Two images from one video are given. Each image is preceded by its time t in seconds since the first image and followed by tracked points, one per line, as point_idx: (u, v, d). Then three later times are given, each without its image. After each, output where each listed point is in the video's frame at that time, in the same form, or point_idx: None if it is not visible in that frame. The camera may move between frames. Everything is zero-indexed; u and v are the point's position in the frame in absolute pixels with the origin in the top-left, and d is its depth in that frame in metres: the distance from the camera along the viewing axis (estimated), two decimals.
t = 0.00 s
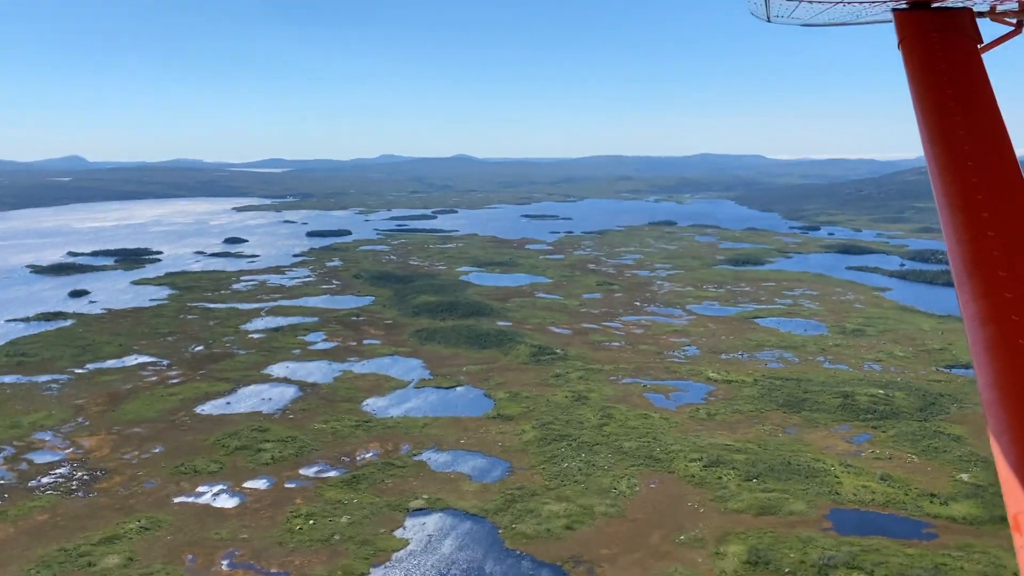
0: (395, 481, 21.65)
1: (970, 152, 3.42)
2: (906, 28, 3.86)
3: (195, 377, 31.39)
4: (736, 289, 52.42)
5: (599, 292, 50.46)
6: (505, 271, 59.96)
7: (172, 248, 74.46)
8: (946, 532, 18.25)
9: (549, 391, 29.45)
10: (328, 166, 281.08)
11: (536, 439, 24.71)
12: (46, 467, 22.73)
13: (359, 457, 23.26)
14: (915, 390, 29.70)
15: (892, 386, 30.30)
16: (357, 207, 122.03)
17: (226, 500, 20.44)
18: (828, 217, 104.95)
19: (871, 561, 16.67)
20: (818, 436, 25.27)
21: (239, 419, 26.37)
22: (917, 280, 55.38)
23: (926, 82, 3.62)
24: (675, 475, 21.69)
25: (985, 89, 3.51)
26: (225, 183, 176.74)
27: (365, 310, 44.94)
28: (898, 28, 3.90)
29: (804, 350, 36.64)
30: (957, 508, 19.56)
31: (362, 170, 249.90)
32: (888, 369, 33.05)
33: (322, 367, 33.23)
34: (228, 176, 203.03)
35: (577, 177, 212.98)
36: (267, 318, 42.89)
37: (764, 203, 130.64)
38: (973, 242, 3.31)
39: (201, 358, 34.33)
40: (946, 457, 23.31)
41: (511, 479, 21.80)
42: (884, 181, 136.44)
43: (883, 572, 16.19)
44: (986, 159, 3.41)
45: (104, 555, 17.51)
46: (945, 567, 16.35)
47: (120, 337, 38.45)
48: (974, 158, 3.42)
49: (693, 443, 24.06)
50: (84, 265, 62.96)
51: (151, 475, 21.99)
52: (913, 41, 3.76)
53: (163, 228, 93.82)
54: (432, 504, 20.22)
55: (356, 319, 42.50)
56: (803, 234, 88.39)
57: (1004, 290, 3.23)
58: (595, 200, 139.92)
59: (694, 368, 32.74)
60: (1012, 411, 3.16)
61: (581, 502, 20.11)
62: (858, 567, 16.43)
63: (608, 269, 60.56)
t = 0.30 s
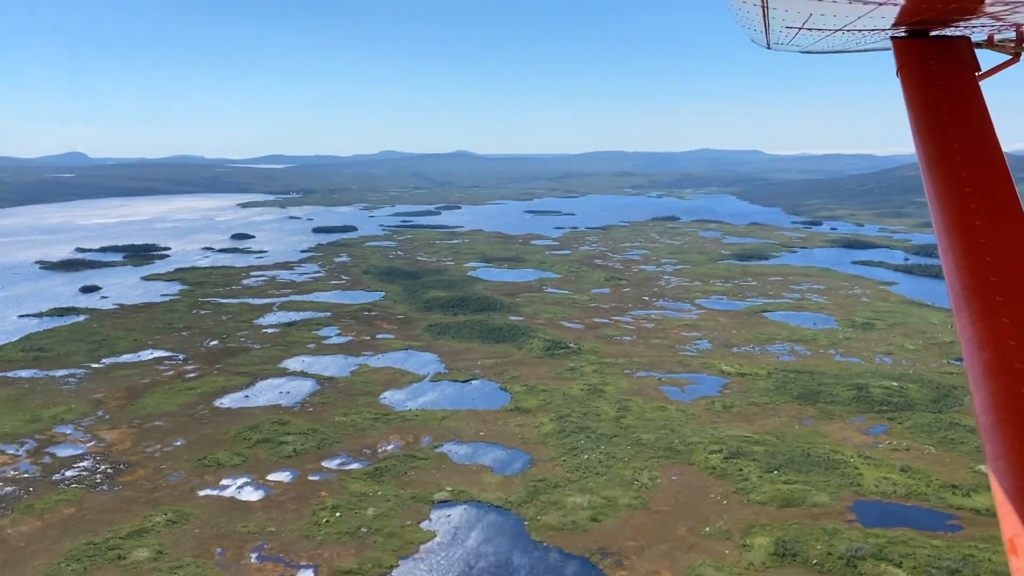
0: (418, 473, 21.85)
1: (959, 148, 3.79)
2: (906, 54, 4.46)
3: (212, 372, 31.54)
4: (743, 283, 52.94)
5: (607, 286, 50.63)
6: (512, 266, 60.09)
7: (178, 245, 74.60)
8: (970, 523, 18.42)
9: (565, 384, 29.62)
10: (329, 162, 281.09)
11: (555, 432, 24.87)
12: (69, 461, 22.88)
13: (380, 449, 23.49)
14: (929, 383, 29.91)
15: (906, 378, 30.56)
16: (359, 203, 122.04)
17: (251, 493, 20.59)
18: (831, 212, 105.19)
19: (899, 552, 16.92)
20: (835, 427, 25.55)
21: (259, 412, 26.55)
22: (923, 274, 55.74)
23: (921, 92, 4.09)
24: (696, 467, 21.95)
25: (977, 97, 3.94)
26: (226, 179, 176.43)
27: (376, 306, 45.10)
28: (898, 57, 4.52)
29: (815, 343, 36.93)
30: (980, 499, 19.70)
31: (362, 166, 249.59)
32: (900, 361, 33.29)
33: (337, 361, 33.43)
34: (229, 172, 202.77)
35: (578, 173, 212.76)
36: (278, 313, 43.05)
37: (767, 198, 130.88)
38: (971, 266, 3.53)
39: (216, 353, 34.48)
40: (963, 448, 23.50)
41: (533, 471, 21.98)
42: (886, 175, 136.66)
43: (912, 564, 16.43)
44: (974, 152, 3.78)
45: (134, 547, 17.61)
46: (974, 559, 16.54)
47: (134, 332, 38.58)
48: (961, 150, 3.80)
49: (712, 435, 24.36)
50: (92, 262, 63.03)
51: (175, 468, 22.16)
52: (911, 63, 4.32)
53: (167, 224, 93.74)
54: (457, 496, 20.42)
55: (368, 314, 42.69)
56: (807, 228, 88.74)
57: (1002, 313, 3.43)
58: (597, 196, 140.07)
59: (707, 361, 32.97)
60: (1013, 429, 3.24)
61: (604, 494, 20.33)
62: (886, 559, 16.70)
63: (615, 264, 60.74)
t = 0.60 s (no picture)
0: (440, 466, 21.72)
1: (958, 140, 3.65)
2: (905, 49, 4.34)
3: (225, 365, 31.35)
4: (752, 275, 52.96)
5: (617, 278, 50.54)
6: (519, 258, 59.94)
7: (182, 237, 74.22)
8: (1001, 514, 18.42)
9: (581, 376, 29.47)
10: (327, 155, 280.11)
11: (575, 424, 24.71)
12: (89, 455, 22.73)
13: (401, 442, 23.36)
14: (946, 374, 29.90)
15: (922, 369, 30.57)
16: (361, 195, 121.64)
17: (274, 487, 20.44)
18: (835, 203, 105.29)
19: (931, 544, 17.02)
20: (856, 419, 25.60)
21: (276, 405, 26.41)
22: (931, 265, 55.82)
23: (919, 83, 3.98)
24: (721, 460, 22.01)
25: (975, 85, 3.80)
26: (226, 172, 175.52)
27: (385, 298, 44.90)
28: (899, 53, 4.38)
29: (829, 335, 36.97)
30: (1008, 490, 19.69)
31: (361, 158, 248.86)
32: (915, 353, 33.30)
33: (350, 354, 33.30)
34: (229, 164, 201.88)
35: (578, 164, 212.15)
36: (288, 305, 42.88)
37: (769, 190, 130.98)
38: (973, 268, 3.41)
39: (228, 346, 34.29)
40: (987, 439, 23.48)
41: (556, 464, 21.82)
42: (888, 167, 136.91)
43: (946, 556, 16.53)
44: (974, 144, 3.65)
45: (161, 542, 17.49)
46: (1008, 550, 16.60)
47: (144, 326, 38.38)
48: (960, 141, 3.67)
49: (734, 427, 24.42)
50: (97, 255, 62.75)
51: (196, 461, 22.01)
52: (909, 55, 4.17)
53: (169, 217, 93.36)
54: (481, 489, 20.26)
55: (378, 307, 42.55)
56: (811, 220, 88.86)
57: (1005, 317, 3.30)
58: (598, 187, 139.85)
59: (723, 353, 32.95)
60: (1014, 433, 3.14)
61: (629, 486, 20.28)
62: (919, 551, 16.81)
63: (622, 255, 60.64)
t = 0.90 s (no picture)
0: (466, 459, 21.56)
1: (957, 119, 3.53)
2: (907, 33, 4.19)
3: (242, 358, 31.22)
4: (763, 265, 52.87)
5: (629, 269, 50.34)
6: (529, 249, 59.70)
7: (189, 230, 73.91)
8: None
9: (601, 368, 29.35)
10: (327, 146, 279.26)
11: (599, 417, 24.56)
12: (113, 449, 22.66)
13: (425, 435, 23.24)
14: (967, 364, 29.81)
15: (943, 359, 30.51)
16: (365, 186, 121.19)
17: (301, 481, 20.34)
18: (841, 193, 105.08)
19: (969, 537, 17.17)
20: (880, 410, 25.60)
21: (296, 398, 26.28)
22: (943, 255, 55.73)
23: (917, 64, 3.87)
24: (749, 452, 22.08)
25: (976, 70, 3.69)
26: (227, 164, 174.85)
27: (397, 290, 44.74)
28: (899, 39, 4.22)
29: (846, 325, 36.97)
30: None
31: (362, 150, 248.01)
32: (934, 343, 33.23)
33: (366, 347, 33.17)
34: (231, 156, 201.29)
35: (581, 155, 211.66)
36: (300, 298, 42.70)
37: (774, 180, 130.69)
38: (973, 253, 3.31)
39: (244, 339, 34.11)
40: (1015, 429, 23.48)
41: (583, 457, 21.68)
42: (893, 156, 136.57)
43: (985, 549, 16.69)
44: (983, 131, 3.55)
45: (192, 537, 17.41)
46: None
47: (158, 319, 38.22)
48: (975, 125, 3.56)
49: (760, 419, 24.51)
50: (104, 248, 62.52)
51: (220, 455, 21.88)
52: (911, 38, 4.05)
53: (173, 210, 92.98)
54: (510, 483, 20.13)
55: (391, 299, 42.38)
56: (818, 210, 88.64)
57: (1006, 305, 3.21)
58: (602, 178, 139.42)
59: (741, 344, 32.96)
60: (1017, 419, 3.10)
61: (659, 480, 20.26)
62: (958, 544, 16.93)
63: (632, 246, 60.44)
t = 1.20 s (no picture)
0: (497, 454, 21.42)
1: (966, 111, 4.00)
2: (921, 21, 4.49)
3: (264, 353, 31.15)
4: (780, 257, 52.64)
5: (645, 261, 50.09)
6: (542, 241, 59.51)
7: (200, 224, 73.82)
8: None
9: (626, 361, 29.20)
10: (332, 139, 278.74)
11: (627, 411, 24.40)
12: (142, 445, 22.64)
13: (453, 430, 23.15)
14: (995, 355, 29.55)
15: (969, 350, 30.28)
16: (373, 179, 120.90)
17: (332, 476, 20.27)
18: (853, 183, 104.46)
19: (1012, 530, 16.99)
20: (910, 402, 25.40)
21: (322, 393, 26.25)
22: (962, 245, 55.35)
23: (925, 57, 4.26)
24: (782, 446, 22.01)
25: (981, 62, 4.10)
26: (233, 158, 174.66)
27: (414, 283, 44.63)
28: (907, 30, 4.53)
29: (869, 317, 36.77)
30: None
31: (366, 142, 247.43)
32: (959, 334, 33.00)
33: (387, 341, 33.10)
34: (237, 150, 200.93)
35: (588, 147, 210.74)
36: (317, 292, 42.62)
37: (784, 170, 129.96)
38: (979, 228, 3.82)
39: (264, 333, 34.08)
40: None
41: (615, 451, 21.53)
42: (904, 145, 135.71)
43: None
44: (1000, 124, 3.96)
45: (229, 533, 17.35)
46: None
47: (177, 314, 38.20)
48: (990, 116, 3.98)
49: (790, 412, 24.47)
50: (117, 243, 62.50)
51: (250, 450, 21.86)
52: (918, 27, 4.43)
53: (183, 204, 92.94)
54: (543, 477, 19.96)
55: (408, 292, 42.26)
56: (831, 200, 88.18)
57: (1009, 270, 3.72)
58: (610, 169, 138.77)
59: (767, 336, 33.16)
60: (1012, 367, 3.62)
61: (694, 474, 20.14)
62: (1001, 537, 16.74)
63: (646, 238, 60.16)
